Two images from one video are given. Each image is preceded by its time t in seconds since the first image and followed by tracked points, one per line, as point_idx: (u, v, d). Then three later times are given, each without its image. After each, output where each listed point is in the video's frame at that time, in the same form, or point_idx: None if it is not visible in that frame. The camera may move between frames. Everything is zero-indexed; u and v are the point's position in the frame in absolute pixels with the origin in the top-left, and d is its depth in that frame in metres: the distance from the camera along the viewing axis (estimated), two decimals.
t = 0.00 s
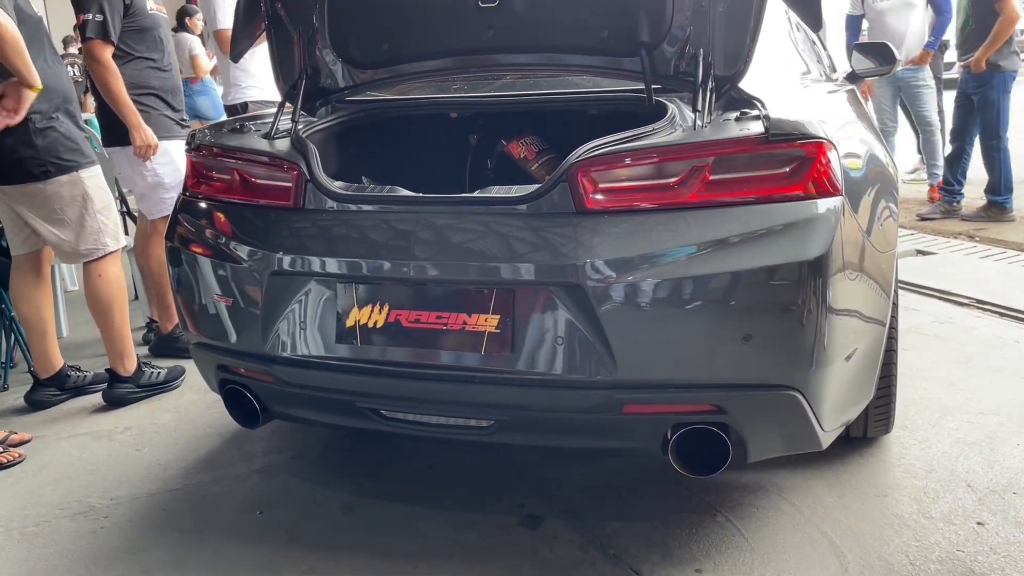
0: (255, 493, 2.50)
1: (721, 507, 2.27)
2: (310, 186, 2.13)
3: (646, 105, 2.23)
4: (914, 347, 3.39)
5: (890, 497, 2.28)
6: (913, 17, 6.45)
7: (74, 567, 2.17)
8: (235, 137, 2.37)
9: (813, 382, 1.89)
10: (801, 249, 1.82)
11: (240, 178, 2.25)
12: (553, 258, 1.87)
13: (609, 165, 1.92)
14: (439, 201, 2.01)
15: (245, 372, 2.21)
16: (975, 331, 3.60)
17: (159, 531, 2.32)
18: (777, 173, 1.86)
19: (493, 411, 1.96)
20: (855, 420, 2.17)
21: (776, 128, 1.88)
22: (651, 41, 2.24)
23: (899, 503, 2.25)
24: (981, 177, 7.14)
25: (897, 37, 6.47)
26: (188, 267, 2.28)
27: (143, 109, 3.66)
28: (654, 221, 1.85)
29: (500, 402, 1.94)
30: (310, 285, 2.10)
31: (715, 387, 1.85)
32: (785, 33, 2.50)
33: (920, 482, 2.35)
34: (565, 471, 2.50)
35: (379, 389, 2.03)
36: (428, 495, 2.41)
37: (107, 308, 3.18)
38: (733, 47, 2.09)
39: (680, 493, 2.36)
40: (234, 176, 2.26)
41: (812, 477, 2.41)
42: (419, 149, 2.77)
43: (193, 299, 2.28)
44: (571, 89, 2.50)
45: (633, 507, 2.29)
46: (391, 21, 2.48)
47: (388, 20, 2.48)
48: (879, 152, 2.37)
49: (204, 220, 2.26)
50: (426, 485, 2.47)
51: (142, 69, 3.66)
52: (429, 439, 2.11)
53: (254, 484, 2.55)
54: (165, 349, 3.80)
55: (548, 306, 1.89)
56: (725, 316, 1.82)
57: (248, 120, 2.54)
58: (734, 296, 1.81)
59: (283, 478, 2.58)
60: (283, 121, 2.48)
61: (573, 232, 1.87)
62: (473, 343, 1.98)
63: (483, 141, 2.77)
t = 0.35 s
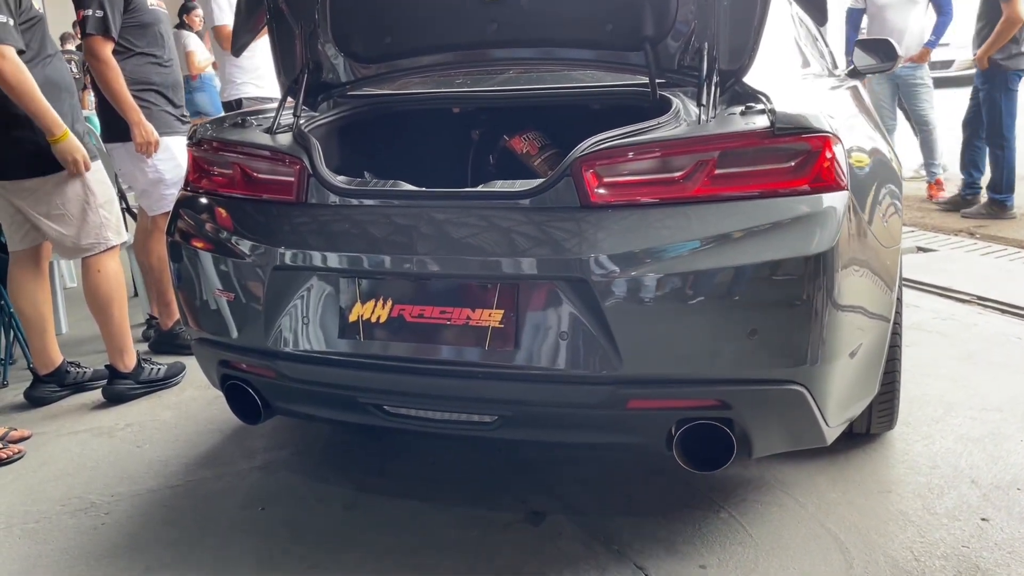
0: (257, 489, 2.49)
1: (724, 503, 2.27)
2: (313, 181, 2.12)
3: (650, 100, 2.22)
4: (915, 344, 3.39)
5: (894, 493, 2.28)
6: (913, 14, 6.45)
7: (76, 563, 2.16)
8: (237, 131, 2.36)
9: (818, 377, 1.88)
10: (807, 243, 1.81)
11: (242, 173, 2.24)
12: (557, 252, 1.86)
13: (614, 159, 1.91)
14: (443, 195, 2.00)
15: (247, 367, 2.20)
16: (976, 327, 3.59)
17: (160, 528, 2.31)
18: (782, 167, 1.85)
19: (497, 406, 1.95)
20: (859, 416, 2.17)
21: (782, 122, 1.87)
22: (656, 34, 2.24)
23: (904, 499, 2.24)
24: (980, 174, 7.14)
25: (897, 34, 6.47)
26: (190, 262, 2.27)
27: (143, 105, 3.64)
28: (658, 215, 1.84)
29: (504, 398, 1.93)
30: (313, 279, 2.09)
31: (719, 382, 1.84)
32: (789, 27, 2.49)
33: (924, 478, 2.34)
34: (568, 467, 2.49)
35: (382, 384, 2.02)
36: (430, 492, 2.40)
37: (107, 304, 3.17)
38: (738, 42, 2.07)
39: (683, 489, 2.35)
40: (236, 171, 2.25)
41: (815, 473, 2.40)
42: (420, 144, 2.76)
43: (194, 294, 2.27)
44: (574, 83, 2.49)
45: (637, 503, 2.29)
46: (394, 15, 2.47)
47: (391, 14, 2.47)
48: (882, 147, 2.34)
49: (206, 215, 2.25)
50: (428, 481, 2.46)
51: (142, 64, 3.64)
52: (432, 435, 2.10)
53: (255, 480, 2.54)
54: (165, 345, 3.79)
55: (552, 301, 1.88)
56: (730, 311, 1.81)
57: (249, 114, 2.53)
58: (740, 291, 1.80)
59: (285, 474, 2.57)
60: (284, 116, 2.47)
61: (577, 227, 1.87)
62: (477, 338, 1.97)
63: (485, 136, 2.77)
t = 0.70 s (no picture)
0: (259, 487, 2.48)
1: (728, 500, 2.27)
2: (316, 177, 2.11)
3: (654, 96, 2.22)
4: (916, 341, 3.39)
5: (897, 489, 2.28)
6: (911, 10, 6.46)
7: (78, 562, 2.15)
8: (239, 128, 2.35)
9: (823, 373, 1.88)
10: (812, 239, 1.81)
11: (244, 170, 2.23)
12: (563, 249, 1.85)
13: (619, 155, 1.90)
14: (447, 192, 1.99)
15: (249, 365, 2.19)
16: (976, 324, 3.60)
17: (163, 525, 2.30)
18: (788, 163, 1.85)
19: (502, 403, 1.94)
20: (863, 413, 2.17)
21: (787, 119, 1.87)
22: (659, 31, 2.23)
23: (907, 495, 2.24)
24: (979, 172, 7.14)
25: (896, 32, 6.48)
26: (192, 260, 2.26)
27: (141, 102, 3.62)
28: (664, 212, 1.84)
29: (508, 395, 1.92)
30: (316, 276, 2.08)
31: (725, 378, 1.84)
32: (792, 24, 2.49)
33: (927, 474, 2.34)
34: (571, 465, 2.49)
35: (386, 381, 2.02)
36: (434, 489, 2.40)
37: (106, 301, 3.16)
38: (742, 38, 2.07)
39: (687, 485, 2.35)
40: (238, 168, 2.24)
41: (819, 470, 2.40)
42: (421, 141, 2.75)
43: (196, 292, 2.26)
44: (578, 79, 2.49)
45: (641, 500, 2.28)
46: (396, 11, 2.46)
47: (393, 10, 2.46)
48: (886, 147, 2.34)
49: (207, 210, 2.25)
50: (431, 478, 2.46)
51: (142, 61, 3.63)
52: (436, 432, 2.10)
53: (257, 478, 2.54)
54: (165, 344, 3.78)
55: (558, 298, 1.88)
56: (735, 307, 1.81)
57: (251, 111, 2.52)
58: (746, 287, 1.79)
59: (287, 472, 2.56)
60: (286, 113, 2.46)
61: (581, 224, 1.86)
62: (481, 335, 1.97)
63: (486, 132, 2.76)
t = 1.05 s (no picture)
0: (260, 485, 2.47)
1: (729, 497, 2.27)
2: (317, 174, 2.10)
3: (656, 92, 2.22)
4: (914, 337, 3.40)
5: (898, 485, 2.28)
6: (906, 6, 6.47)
7: (79, 561, 2.14)
8: (239, 125, 2.34)
9: (825, 370, 1.88)
10: (815, 236, 1.81)
11: (244, 167, 2.22)
12: (565, 246, 1.85)
13: (622, 152, 1.90)
14: (449, 189, 1.98)
15: (250, 362, 2.19)
16: (973, 320, 3.61)
17: (163, 524, 2.30)
18: (790, 160, 1.85)
19: (504, 401, 1.94)
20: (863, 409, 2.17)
21: (790, 116, 1.87)
22: (661, 28, 2.20)
23: (908, 491, 2.25)
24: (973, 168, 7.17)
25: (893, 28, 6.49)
26: (191, 258, 2.25)
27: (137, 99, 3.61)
28: (667, 208, 1.84)
29: (511, 392, 1.92)
30: (317, 274, 2.07)
31: (728, 375, 1.84)
32: (792, 22, 2.49)
33: (927, 470, 2.35)
34: (572, 462, 2.49)
35: (387, 379, 2.01)
36: (435, 487, 2.40)
37: (104, 299, 3.15)
38: (744, 35, 2.08)
39: (688, 482, 2.36)
40: (238, 165, 2.23)
41: (819, 466, 2.41)
42: (421, 137, 2.74)
43: (195, 290, 2.25)
44: (579, 76, 2.49)
45: (643, 497, 2.29)
46: (396, 8, 2.45)
47: (393, 6, 2.44)
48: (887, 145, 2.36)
49: (206, 208, 2.24)
50: (432, 476, 2.46)
51: (138, 57, 3.61)
52: (437, 429, 2.10)
53: (257, 476, 2.53)
54: (163, 342, 3.77)
55: (560, 295, 1.88)
56: (737, 304, 1.81)
57: (251, 108, 2.51)
58: (749, 284, 1.79)
59: (287, 470, 2.55)
60: (286, 109, 2.45)
61: (583, 221, 1.86)
62: (484, 332, 1.96)
63: (487, 128, 2.75)
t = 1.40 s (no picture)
0: (257, 484, 2.47)
1: (728, 494, 2.27)
2: (316, 172, 2.09)
3: (654, 89, 2.21)
4: (910, 333, 3.41)
5: (895, 481, 2.29)
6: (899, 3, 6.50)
7: (76, 560, 2.13)
8: (236, 122, 2.33)
9: (825, 366, 1.89)
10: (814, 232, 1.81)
11: (242, 164, 2.21)
12: (564, 243, 1.85)
13: (622, 149, 1.90)
14: (448, 186, 1.98)
15: (248, 361, 2.18)
16: (969, 316, 3.62)
17: (161, 522, 2.29)
18: (790, 156, 1.85)
19: (504, 398, 1.94)
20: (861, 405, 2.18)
21: (789, 112, 1.87)
22: (659, 25, 2.23)
23: (905, 487, 2.26)
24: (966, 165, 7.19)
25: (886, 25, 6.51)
26: (188, 256, 2.24)
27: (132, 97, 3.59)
28: (667, 205, 1.84)
29: (510, 389, 1.92)
30: (316, 272, 2.07)
31: (728, 372, 1.84)
32: (788, 18, 2.50)
33: (925, 466, 2.36)
34: (570, 459, 2.49)
35: (386, 377, 2.01)
36: (433, 485, 2.39)
37: (100, 296, 3.13)
38: (743, 32, 2.07)
39: (686, 479, 2.36)
40: (236, 162, 2.22)
41: (817, 463, 2.41)
42: (418, 134, 2.74)
43: (193, 288, 2.24)
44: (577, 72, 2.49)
45: (642, 493, 2.29)
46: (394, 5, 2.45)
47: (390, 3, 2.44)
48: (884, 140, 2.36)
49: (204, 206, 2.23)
50: (431, 474, 2.45)
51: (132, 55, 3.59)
52: (436, 427, 2.09)
53: (255, 474, 2.52)
54: (158, 340, 3.75)
55: (560, 292, 1.87)
56: (737, 301, 1.81)
57: (248, 104, 2.50)
58: (749, 280, 1.80)
59: (285, 468, 2.55)
60: (283, 106, 2.44)
61: (581, 218, 1.86)
62: (483, 329, 1.96)
63: (484, 125, 2.73)
